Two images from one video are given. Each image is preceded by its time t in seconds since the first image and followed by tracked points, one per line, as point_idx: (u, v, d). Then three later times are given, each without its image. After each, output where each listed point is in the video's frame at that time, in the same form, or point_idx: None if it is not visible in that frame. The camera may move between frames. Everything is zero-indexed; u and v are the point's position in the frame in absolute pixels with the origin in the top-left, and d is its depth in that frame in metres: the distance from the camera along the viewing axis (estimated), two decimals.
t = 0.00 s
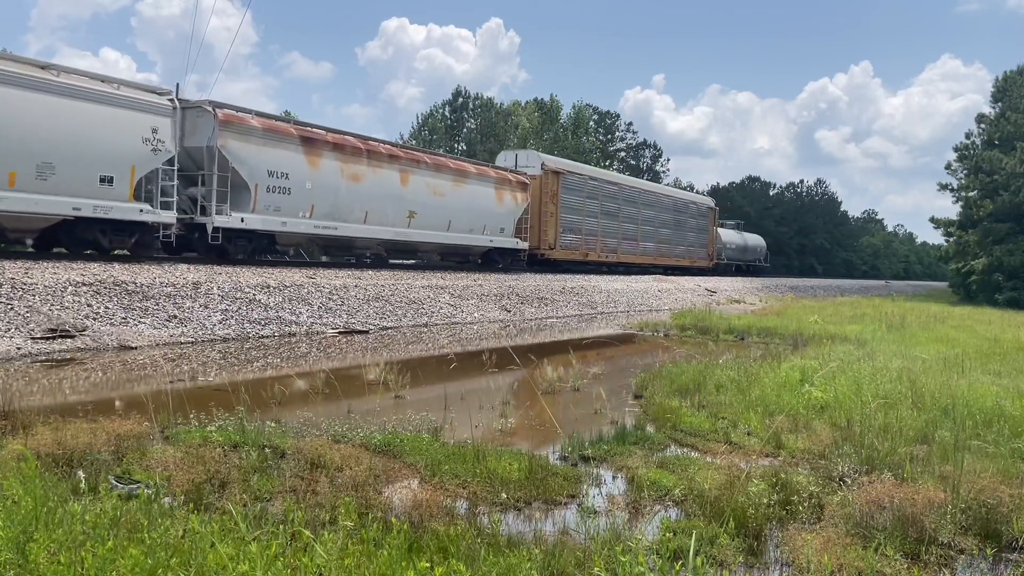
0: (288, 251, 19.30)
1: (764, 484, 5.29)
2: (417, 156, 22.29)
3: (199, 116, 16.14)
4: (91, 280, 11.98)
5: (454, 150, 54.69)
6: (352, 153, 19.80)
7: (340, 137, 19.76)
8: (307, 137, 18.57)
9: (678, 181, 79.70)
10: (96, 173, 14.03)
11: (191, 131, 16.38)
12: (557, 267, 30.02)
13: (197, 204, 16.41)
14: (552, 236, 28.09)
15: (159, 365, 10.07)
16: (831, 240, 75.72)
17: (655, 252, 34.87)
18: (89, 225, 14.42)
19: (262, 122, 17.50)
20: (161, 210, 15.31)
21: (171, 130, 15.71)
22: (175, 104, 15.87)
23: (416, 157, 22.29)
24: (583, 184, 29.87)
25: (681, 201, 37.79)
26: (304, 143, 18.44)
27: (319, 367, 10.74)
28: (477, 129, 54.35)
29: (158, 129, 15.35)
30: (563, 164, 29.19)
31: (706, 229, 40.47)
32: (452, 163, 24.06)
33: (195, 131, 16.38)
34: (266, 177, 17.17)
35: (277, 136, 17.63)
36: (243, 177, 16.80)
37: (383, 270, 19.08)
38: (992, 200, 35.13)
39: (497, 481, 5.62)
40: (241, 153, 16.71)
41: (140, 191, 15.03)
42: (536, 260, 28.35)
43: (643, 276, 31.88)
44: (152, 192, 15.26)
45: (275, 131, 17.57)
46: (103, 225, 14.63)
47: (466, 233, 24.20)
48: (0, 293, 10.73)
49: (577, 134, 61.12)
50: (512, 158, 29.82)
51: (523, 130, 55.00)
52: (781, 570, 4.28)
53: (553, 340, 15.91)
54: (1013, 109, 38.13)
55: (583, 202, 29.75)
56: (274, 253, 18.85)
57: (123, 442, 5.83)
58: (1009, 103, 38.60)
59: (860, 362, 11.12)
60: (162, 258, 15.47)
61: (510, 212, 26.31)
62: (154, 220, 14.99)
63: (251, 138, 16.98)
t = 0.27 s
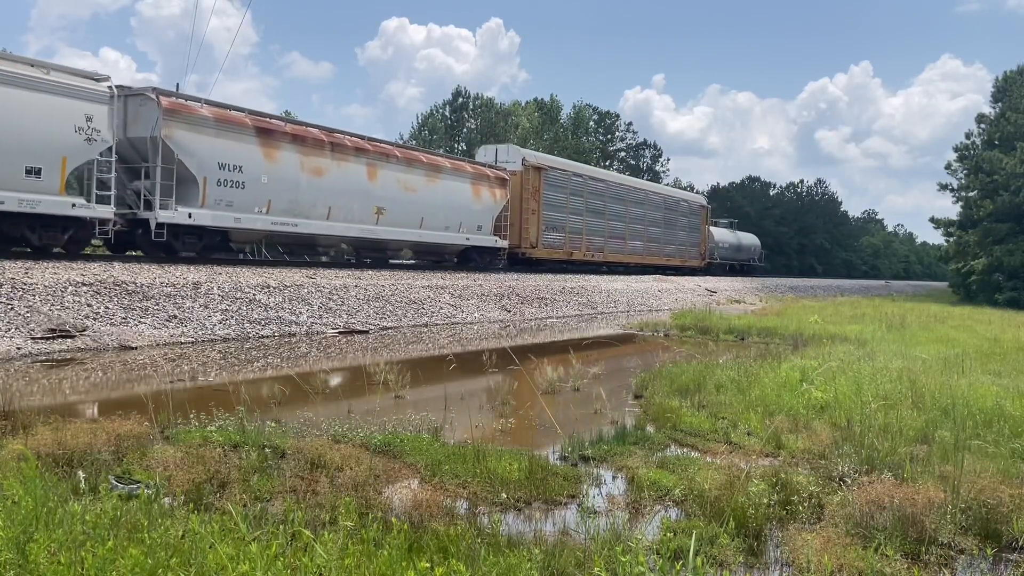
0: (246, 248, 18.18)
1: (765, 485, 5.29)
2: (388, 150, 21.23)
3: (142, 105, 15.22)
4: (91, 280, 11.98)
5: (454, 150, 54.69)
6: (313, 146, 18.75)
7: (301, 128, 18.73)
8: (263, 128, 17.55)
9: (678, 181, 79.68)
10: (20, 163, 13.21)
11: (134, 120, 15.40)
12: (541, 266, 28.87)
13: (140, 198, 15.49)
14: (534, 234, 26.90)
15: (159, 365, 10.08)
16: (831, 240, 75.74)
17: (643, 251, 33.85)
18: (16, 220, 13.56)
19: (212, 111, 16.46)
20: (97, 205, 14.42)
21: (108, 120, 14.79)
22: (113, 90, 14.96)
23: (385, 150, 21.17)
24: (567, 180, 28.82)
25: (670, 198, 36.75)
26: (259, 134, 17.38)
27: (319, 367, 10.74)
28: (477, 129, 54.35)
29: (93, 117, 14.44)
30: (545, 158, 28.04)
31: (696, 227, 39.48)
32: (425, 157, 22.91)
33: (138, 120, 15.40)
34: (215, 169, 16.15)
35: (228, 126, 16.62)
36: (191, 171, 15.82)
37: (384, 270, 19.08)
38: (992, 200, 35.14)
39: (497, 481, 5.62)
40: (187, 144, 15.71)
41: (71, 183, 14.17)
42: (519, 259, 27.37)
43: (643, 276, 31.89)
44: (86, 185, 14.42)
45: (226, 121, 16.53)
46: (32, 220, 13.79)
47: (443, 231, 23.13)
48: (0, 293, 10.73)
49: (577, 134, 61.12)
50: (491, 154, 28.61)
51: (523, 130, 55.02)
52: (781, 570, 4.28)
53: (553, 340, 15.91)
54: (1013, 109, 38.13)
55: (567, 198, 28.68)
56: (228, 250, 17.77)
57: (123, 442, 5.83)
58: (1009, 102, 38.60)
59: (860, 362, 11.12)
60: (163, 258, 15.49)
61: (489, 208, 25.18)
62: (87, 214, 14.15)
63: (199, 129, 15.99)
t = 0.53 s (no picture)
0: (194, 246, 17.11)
1: (765, 485, 5.29)
2: (353, 142, 20.12)
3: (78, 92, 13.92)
4: (91, 280, 11.98)
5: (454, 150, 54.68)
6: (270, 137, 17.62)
7: (257, 118, 17.58)
8: (214, 117, 16.37)
9: (678, 181, 79.66)
10: None
11: (66, 107, 14.09)
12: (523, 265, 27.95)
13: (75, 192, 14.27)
14: (514, 232, 25.95)
15: (159, 365, 10.08)
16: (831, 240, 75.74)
17: (629, 250, 33.01)
18: None
19: (157, 99, 15.31)
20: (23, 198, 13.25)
21: (37, 107, 13.56)
22: (43, 74, 13.71)
23: (350, 143, 20.06)
24: (550, 176, 27.85)
25: (656, 196, 35.82)
26: (210, 123, 16.24)
27: (319, 367, 10.74)
28: (477, 129, 54.34)
29: (19, 103, 13.22)
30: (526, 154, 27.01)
31: (684, 225, 38.58)
32: (395, 150, 21.79)
33: (71, 107, 14.10)
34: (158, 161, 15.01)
35: (175, 115, 15.43)
36: (131, 163, 14.61)
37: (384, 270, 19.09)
38: (992, 200, 35.14)
39: (497, 481, 5.63)
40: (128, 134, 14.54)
41: None
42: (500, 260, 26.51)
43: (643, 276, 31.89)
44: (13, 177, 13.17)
45: (172, 109, 15.34)
46: None
47: (413, 228, 22.12)
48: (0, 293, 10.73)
49: (577, 134, 61.09)
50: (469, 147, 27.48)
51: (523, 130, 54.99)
52: (781, 570, 4.28)
53: (554, 340, 15.92)
54: (1013, 109, 38.11)
55: (549, 195, 27.76)
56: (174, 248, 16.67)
57: (123, 442, 5.84)
58: (1009, 102, 38.58)
59: (860, 362, 11.12)
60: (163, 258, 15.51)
61: (464, 204, 24.15)
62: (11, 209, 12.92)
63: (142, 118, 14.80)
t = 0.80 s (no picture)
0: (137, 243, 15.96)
1: (765, 485, 5.29)
2: (314, 134, 19.05)
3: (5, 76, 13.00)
4: (91, 280, 11.97)
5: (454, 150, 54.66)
6: (221, 127, 16.55)
7: (206, 107, 16.50)
8: (157, 105, 15.29)
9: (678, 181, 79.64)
10: None
11: None
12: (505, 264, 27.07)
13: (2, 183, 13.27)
14: (493, 230, 25.03)
15: (159, 365, 10.08)
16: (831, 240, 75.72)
17: (616, 249, 32.11)
18: None
19: (92, 85, 14.24)
20: None
21: None
22: None
23: (312, 134, 18.98)
24: (532, 173, 26.89)
25: (645, 193, 34.86)
26: (153, 112, 15.15)
27: (319, 367, 10.74)
28: (478, 129, 54.36)
29: None
30: (507, 148, 25.99)
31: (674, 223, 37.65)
32: (361, 143, 20.73)
33: None
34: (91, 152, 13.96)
35: (111, 101, 14.36)
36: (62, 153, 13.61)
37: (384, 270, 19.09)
38: (992, 200, 35.14)
39: (497, 481, 5.63)
40: (58, 122, 13.50)
41: None
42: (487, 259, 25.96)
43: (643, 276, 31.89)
44: None
45: (109, 95, 14.28)
46: None
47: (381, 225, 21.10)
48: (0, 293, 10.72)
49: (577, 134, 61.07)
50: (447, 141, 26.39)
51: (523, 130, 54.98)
52: (781, 570, 4.28)
53: (554, 340, 15.92)
54: (1013, 109, 38.10)
55: (531, 192, 26.81)
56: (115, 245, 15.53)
57: (123, 442, 5.84)
58: (1009, 102, 38.57)
59: (860, 363, 11.12)
60: (163, 258, 15.52)
61: (437, 200, 23.15)
62: None
63: (74, 104, 13.75)
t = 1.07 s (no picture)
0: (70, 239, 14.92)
1: (765, 484, 5.29)
2: (271, 125, 17.86)
3: None
4: (91, 280, 11.97)
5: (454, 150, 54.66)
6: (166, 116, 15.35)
7: (149, 94, 15.28)
8: (94, 92, 14.10)
9: (678, 181, 79.63)
10: None
11: None
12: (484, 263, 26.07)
13: None
14: (471, 227, 23.99)
15: (159, 365, 10.07)
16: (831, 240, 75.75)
17: (600, 247, 31.24)
18: None
19: (16, 69, 12.94)
20: None
21: None
22: None
23: (269, 125, 17.80)
24: (512, 168, 25.93)
25: (629, 189, 33.94)
26: (87, 98, 13.95)
27: (319, 367, 10.74)
28: (478, 129, 54.37)
29: None
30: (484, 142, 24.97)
31: (660, 221, 36.83)
32: (324, 135, 19.53)
33: None
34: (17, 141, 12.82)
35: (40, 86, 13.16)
36: None
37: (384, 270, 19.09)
38: (992, 200, 35.15)
39: (497, 481, 5.63)
40: None
41: None
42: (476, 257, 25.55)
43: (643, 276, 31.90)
44: None
45: (37, 80, 13.07)
46: None
47: (345, 221, 19.99)
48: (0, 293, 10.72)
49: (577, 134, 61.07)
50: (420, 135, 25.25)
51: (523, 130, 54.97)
52: (781, 570, 4.28)
53: (553, 340, 15.92)
54: (1013, 109, 38.10)
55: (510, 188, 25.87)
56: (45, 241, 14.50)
57: (123, 442, 5.84)
58: (1009, 102, 38.56)
59: (860, 363, 11.12)
60: (163, 258, 15.54)
61: (408, 196, 22.03)
62: None
63: None
